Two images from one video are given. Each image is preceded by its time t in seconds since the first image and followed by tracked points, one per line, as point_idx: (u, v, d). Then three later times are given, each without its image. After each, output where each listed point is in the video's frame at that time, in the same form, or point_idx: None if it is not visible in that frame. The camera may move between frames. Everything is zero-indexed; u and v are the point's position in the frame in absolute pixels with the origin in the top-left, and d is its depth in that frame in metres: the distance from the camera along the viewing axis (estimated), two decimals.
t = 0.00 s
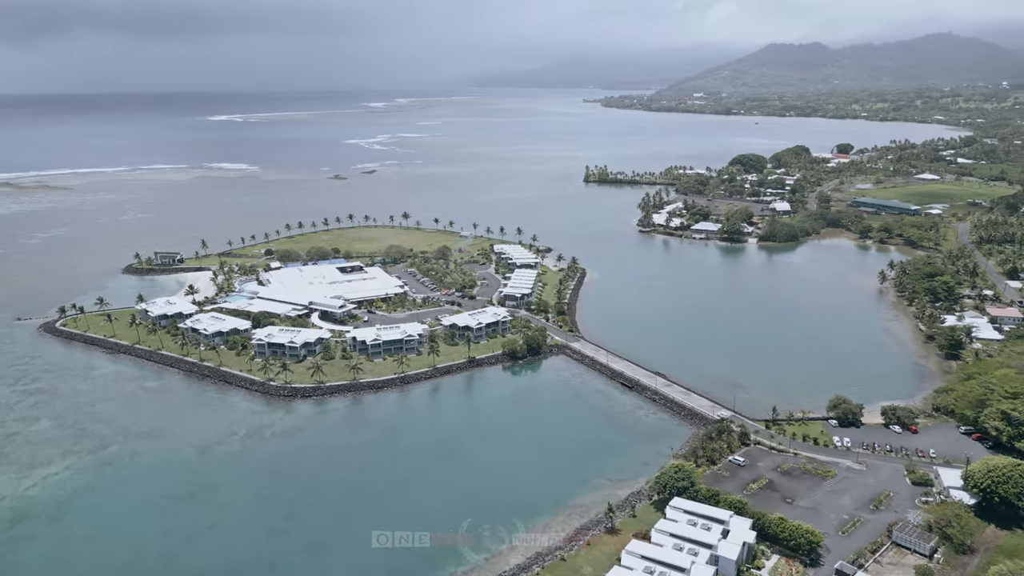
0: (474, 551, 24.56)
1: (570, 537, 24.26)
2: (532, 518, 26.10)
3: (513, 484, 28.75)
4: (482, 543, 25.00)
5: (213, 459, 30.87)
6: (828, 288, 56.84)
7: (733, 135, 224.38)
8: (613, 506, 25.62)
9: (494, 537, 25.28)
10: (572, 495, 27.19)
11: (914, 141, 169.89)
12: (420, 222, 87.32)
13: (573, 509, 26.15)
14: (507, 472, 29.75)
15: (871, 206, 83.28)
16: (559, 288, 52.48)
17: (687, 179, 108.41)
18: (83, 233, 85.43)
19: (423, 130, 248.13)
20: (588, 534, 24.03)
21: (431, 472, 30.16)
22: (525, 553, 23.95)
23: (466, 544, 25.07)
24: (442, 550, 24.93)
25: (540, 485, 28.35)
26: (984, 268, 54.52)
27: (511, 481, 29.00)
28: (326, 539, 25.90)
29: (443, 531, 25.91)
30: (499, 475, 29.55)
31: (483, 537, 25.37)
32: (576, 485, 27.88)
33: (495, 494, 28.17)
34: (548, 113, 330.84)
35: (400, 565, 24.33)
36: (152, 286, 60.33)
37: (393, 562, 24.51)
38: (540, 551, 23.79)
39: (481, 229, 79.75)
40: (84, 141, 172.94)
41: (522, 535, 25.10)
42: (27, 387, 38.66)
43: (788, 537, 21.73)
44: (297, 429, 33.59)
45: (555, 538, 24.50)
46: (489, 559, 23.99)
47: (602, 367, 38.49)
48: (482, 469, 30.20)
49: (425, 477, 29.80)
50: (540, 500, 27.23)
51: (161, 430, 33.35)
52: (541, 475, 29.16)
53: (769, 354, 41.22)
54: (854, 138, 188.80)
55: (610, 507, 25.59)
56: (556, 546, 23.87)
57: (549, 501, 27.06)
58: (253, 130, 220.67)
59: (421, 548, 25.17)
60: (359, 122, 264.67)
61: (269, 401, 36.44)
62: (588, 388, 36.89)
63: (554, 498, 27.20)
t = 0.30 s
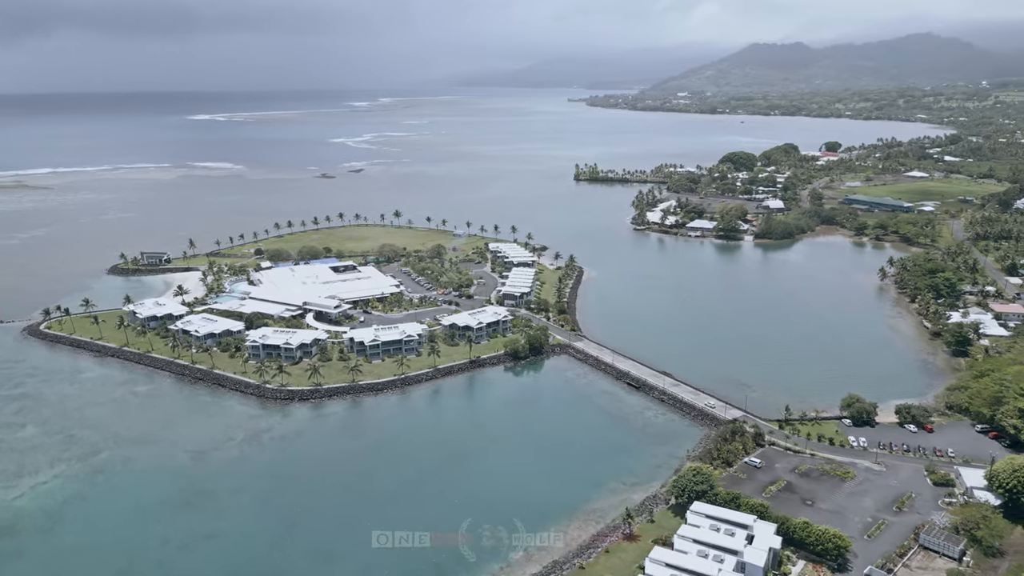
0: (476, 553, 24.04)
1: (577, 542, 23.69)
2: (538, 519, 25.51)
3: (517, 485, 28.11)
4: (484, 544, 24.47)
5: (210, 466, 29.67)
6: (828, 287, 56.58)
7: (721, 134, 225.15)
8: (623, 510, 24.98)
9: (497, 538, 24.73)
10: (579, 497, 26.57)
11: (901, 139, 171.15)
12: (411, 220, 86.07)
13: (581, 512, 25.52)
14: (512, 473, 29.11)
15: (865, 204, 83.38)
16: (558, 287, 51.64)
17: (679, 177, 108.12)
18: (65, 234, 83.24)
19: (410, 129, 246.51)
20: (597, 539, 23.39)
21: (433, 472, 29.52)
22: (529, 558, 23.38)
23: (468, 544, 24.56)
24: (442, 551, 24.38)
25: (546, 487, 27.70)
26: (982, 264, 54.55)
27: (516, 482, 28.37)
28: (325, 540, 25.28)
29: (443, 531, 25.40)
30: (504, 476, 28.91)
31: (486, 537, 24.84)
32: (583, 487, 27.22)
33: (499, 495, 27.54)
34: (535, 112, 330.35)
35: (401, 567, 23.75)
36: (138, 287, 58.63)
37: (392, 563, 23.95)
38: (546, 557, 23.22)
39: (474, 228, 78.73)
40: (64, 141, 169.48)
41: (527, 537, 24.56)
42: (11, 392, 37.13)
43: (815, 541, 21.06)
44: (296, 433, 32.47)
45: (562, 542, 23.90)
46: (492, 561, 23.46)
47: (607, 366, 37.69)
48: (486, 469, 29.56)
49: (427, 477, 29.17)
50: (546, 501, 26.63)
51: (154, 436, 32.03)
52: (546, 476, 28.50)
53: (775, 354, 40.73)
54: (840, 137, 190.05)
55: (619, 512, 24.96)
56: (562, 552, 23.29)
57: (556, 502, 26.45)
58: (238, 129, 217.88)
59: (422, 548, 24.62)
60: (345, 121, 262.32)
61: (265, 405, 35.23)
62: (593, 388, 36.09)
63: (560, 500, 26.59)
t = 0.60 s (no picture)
0: (476, 553, 23.52)
1: (582, 546, 23.11)
2: (542, 521, 24.92)
3: (520, 486, 27.47)
4: (484, 545, 23.91)
5: (203, 475, 28.35)
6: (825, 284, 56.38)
7: (705, 133, 226.00)
8: (632, 515, 24.33)
9: (498, 539, 24.17)
10: (586, 498, 25.94)
11: (883, 137, 172.85)
12: (401, 219, 84.81)
13: (586, 514, 24.89)
14: (515, 474, 28.43)
15: (855, 201, 83.59)
16: (555, 286, 50.78)
17: (668, 175, 107.82)
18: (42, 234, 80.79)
19: (395, 128, 244.74)
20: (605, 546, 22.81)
21: (434, 473, 28.84)
22: (531, 559, 22.85)
23: (468, 545, 23.99)
24: (441, 552, 23.79)
25: (550, 488, 27.04)
26: (977, 260, 54.71)
27: (519, 483, 27.71)
28: (321, 543, 24.56)
29: (443, 530, 24.87)
30: (506, 477, 28.22)
31: (486, 538, 24.30)
32: (590, 489, 26.51)
33: (501, 496, 26.89)
34: (519, 111, 330.31)
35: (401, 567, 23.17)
36: (121, 288, 56.80)
37: (392, 564, 23.34)
38: (549, 560, 22.64)
39: (465, 227, 77.64)
40: (39, 142, 165.50)
41: (528, 538, 24.02)
42: None
43: (841, 547, 20.35)
44: (292, 440, 31.22)
45: (565, 546, 23.33)
46: (493, 562, 22.93)
47: (610, 366, 36.86)
48: (488, 470, 28.89)
49: (427, 477, 28.52)
50: (550, 503, 25.99)
51: (143, 444, 30.60)
52: (551, 478, 27.81)
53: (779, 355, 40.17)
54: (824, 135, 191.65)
55: (627, 515, 24.34)
56: (567, 557, 22.69)
57: (560, 504, 25.81)
58: (219, 128, 214.72)
59: (422, 549, 24.06)
60: (329, 120, 259.83)
61: (259, 410, 33.91)
62: (597, 388, 35.19)
63: (565, 502, 25.92)
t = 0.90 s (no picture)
0: (477, 554, 23.07)
1: (585, 549, 22.71)
2: (549, 522, 24.42)
3: (525, 486, 26.96)
4: (485, 546, 23.45)
5: (206, 482, 27.22)
6: (830, 282, 55.90)
7: (697, 131, 226.04)
8: (640, 518, 23.82)
9: (498, 539, 23.70)
10: (593, 499, 25.44)
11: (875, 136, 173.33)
12: (397, 217, 83.57)
13: (592, 516, 24.41)
14: (521, 472, 27.89)
15: (854, 198, 83.31)
16: (558, 284, 49.90)
17: (664, 173, 107.20)
18: (28, 234, 78.86)
19: (386, 127, 243.05)
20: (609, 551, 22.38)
21: (439, 473, 28.27)
22: (533, 562, 22.42)
23: (469, 545, 23.49)
24: (441, 553, 23.30)
25: (557, 488, 26.55)
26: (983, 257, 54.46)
27: (525, 482, 27.19)
28: (321, 544, 23.98)
29: (443, 530, 24.38)
30: (512, 476, 27.70)
31: (486, 538, 23.83)
32: (599, 490, 26.02)
33: (505, 496, 26.37)
34: (511, 111, 329.11)
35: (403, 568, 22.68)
36: (113, 289, 55.28)
37: (393, 565, 22.86)
38: (550, 564, 22.18)
39: (462, 225, 76.60)
40: (23, 142, 162.51)
41: (529, 538, 23.61)
42: None
43: (878, 554, 19.58)
44: (295, 445, 30.12)
45: (568, 548, 22.90)
46: (493, 563, 22.52)
47: (621, 365, 35.98)
48: (494, 469, 28.34)
49: (430, 477, 27.98)
50: (556, 503, 25.51)
51: (141, 451, 29.39)
52: (560, 477, 27.29)
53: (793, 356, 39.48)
54: (816, 134, 192.16)
55: (634, 518, 23.86)
56: (569, 560, 22.27)
57: (565, 505, 25.32)
58: (208, 128, 212.17)
59: (422, 549, 23.55)
60: (318, 119, 257.68)
61: (260, 414, 32.76)
62: (608, 389, 34.30)
63: (572, 503, 25.41)
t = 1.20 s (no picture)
0: (477, 554, 22.62)
1: (585, 550, 22.32)
2: (552, 524, 23.95)
3: (530, 486, 26.47)
4: (485, 546, 22.97)
5: (209, 491, 26.08)
6: (836, 280, 55.38)
7: (690, 130, 226.03)
8: (645, 521, 23.33)
9: (498, 540, 23.22)
10: (599, 501, 25.01)
11: (868, 134, 173.85)
12: (393, 216, 82.33)
13: (597, 518, 23.94)
14: (528, 472, 27.40)
15: (853, 196, 82.97)
16: (564, 283, 48.98)
17: (662, 171, 106.51)
18: (14, 234, 76.91)
19: (377, 126, 241.37)
20: (611, 553, 21.95)
21: (444, 473, 27.75)
22: (533, 563, 22.04)
23: (469, 546, 23.00)
24: (441, 554, 22.80)
25: (564, 489, 26.10)
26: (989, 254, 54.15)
27: (531, 482, 26.71)
28: (321, 544, 23.40)
29: (443, 530, 23.90)
30: (520, 476, 27.18)
31: (487, 538, 23.35)
32: (606, 491, 25.57)
33: (511, 496, 25.89)
34: (502, 110, 328.13)
35: (405, 568, 22.22)
36: (104, 289, 53.73)
37: (393, 565, 22.37)
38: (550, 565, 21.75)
39: (460, 224, 75.53)
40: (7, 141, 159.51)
41: (529, 539, 23.20)
42: None
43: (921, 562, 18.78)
44: (301, 451, 28.98)
45: (570, 549, 22.52)
46: (492, 563, 22.05)
47: (632, 365, 35.08)
48: (501, 469, 27.80)
49: (435, 476, 27.47)
50: (561, 504, 25.08)
51: (139, 459, 28.17)
52: (569, 478, 26.78)
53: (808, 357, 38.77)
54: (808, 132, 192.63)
55: (638, 521, 23.40)
56: (569, 561, 21.84)
57: (570, 506, 24.89)
58: (197, 127, 209.75)
59: (423, 549, 23.05)
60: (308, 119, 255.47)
61: (262, 419, 31.60)
62: (622, 390, 33.34)
63: (578, 504, 24.99)
